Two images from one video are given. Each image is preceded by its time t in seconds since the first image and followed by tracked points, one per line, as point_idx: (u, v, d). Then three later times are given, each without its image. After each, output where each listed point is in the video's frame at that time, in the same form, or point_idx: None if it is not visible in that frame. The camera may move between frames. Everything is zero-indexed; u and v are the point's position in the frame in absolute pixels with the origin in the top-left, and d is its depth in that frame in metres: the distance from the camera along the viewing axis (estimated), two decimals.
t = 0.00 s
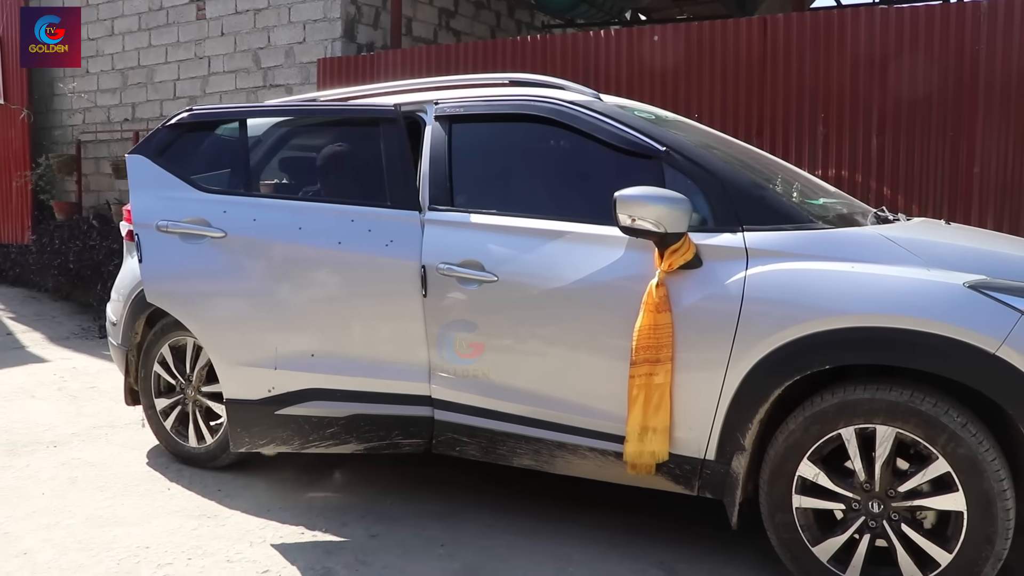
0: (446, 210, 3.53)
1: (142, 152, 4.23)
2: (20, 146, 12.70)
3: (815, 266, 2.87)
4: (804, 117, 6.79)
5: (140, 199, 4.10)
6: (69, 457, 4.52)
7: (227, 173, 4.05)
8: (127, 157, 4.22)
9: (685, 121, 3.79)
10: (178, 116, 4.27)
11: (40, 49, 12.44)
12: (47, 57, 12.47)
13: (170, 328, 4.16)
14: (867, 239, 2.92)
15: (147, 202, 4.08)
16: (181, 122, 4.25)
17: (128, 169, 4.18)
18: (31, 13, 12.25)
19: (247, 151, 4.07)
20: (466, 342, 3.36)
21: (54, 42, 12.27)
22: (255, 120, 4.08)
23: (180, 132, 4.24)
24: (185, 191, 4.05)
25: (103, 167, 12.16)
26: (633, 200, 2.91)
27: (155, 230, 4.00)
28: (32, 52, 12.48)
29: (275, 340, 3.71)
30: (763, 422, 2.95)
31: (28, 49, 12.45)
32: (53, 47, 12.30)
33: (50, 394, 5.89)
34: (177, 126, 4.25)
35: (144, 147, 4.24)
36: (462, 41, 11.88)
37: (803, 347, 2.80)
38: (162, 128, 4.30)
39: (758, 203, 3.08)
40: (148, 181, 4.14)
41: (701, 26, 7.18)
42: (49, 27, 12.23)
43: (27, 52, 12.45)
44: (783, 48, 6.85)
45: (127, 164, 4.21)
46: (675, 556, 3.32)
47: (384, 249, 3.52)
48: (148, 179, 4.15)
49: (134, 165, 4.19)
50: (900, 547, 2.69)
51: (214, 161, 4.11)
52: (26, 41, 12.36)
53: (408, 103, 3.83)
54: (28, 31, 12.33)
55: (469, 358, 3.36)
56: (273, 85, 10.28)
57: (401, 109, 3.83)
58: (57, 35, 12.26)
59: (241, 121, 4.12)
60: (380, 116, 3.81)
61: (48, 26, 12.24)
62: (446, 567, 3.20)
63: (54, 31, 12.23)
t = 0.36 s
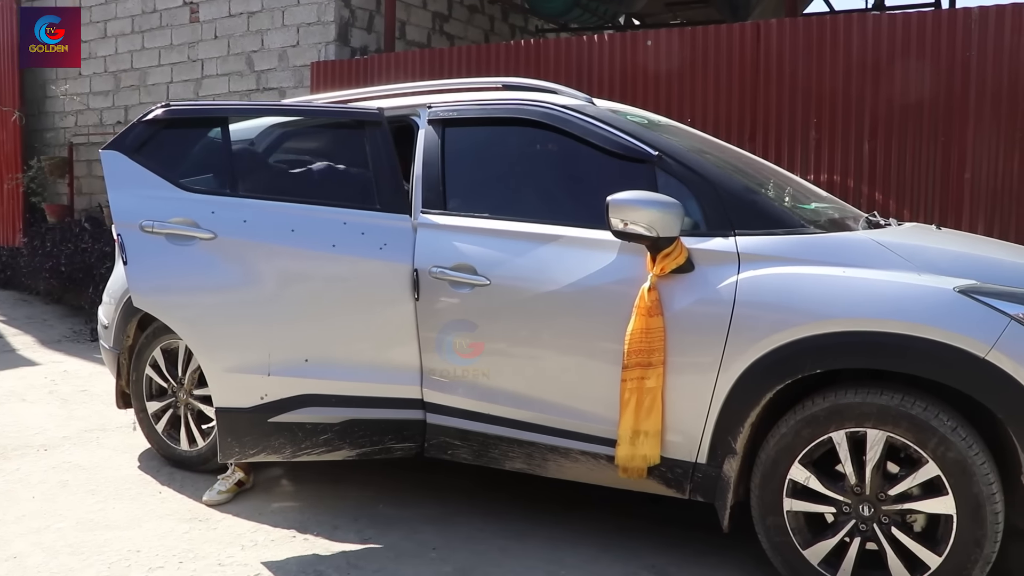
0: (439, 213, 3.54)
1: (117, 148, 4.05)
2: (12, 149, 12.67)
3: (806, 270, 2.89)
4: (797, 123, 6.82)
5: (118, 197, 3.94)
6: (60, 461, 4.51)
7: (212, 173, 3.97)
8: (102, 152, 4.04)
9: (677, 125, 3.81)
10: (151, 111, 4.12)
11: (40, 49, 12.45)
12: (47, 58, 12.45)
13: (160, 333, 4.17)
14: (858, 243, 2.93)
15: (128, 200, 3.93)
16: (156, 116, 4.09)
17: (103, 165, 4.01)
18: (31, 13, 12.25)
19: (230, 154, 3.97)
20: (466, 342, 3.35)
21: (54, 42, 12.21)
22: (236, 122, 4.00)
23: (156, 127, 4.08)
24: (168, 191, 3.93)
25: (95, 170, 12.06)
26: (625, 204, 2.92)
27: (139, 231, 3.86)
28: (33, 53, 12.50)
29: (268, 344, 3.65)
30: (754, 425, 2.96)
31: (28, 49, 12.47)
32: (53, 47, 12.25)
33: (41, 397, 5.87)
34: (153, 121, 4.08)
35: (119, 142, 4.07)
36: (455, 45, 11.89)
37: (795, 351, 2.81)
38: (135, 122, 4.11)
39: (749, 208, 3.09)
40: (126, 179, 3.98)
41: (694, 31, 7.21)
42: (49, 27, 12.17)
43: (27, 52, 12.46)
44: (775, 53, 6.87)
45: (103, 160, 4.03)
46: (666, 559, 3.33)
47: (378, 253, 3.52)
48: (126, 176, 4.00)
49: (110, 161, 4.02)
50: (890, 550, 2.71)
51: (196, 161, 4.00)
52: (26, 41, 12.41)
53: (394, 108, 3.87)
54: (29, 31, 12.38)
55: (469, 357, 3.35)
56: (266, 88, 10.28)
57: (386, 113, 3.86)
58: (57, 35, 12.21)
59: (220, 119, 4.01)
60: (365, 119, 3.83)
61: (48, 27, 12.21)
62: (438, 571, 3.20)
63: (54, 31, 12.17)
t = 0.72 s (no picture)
0: (421, 224, 3.55)
1: (97, 157, 4.02)
2: None
3: (786, 280, 2.91)
4: (777, 134, 6.87)
5: (99, 208, 3.91)
6: (39, 476, 4.46)
7: (193, 184, 3.95)
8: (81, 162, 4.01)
9: (657, 136, 3.84)
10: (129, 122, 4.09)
11: (40, 50, 12.14)
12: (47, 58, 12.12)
13: (140, 346, 4.14)
14: (836, 253, 2.96)
15: (107, 210, 3.90)
16: (136, 126, 4.06)
17: (83, 174, 3.98)
18: (32, 13, 12.05)
19: (212, 163, 3.96)
20: (466, 342, 3.31)
21: (54, 42, 11.96)
22: (220, 132, 4.01)
23: (136, 137, 4.05)
24: (149, 200, 3.91)
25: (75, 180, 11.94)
26: (606, 215, 2.93)
27: (119, 241, 3.82)
28: (33, 53, 12.22)
29: (249, 356, 3.63)
30: (735, 435, 2.97)
31: (28, 49, 12.21)
32: (53, 47, 11.97)
33: (19, 411, 5.80)
34: (133, 131, 4.05)
35: (98, 152, 4.04)
36: (438, 56, 11.92)
37: (774, 361, 2.83)
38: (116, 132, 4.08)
39: (729, 219, 3.11)
40: (105, 190, 3.95)
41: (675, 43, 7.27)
42: (49, 27, 11.96)
43: (27, 52, 12.20)
44: (756, 64, 6.93)
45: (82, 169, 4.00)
46: (649, 569, 3.33)
47: (360, 264, 3.52)
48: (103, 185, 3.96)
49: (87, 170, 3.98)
50: (871, 558, 2.72)
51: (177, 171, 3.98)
52: (26, 42, 12.17)
53: (373, 121, 3.88)
54: (29, 32, 12.16)
55: (469, 357, 3.31)
56: (248, 99, 10.26)
57: (367, 124, 3.88)
58: (57, 36, 11.96)
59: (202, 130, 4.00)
60: (345, 130, 3.84)
61: (48, 27, 11.97)
62: None
63: (54, 31, 11.95)
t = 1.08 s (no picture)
0: (411, 234, 3.56)
1: (86, 165, 3.99)
2: None
3: (774, 290, 2.94)
4: (765, 145, 6.93)
5: (88, 218, 3.89)
6: (27, 487, 4.43)
7: (182, 194, 3.95)
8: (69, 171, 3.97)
9: (646, 147, 3.86)
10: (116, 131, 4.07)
11: (40, 50, 12.04)
12: (46, 58, 12.00)
13: (129, 357, 4.13)
14: (823, 263, 2.99)
15: (96, 220, 3.88)
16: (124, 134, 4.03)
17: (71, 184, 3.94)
18: (31, 13, 11.93)
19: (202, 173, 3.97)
20: (466, 342, 3.30)
21: (54, 42, 11.83)
22: (208, 141, 4.01)
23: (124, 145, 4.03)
24: (138, 210, 3.90)
25: (60, 191, 11.86)
26: (595, 226, 2.96)
27: (109, 250, 3.81)
28: (32, 53, 12.11)
29: (239, 365, 3.63)
30: (724, 443, 2.99)
31: (28, 50, 12.09)
32: (53, 47, 11.83)
33: (6, 422, 5.76)
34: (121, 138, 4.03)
35: (88, 160, 4.01)
36: (426, 67, 11.96)
37: (763, 370, 2.85)
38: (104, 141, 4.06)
39: (717, 229, 3.14)
40: (94, 200, 3.93)
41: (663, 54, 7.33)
42: (49, 27, 11.82)
43: (27, 52, 12.10)
44: (743, 75, 6.98)
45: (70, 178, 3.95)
46: None
47: (350, 273, 3.52)
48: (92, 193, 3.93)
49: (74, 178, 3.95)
50: (859, 566, 2.74)
51: (167, 181, 3.97)
52: (26, 42, 12.06)
53: (364, 131, 3.90)
54: (29, 32, 12.05)
55: (469, 358, 3.29)
56: (236, 110, 10.26)
57: (356, 135, 3.90)
58: (57, 36, 11.82)
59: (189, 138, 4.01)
60: (335, 140, 3.85)
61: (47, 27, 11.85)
62: None
63: (55, 31, 11.82)
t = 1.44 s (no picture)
0: (434, 230, 3.62)
1: (127, 168, 4.15)
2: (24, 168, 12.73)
3: (790, 284, 2.95)
4: (793, 138, 6.98)
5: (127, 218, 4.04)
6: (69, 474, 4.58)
7: (214, 193, 4.06)
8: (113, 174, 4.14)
9: (667, 142, 3.90)
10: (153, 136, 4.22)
11: (40, 49, 12.61)
12: (48, 57, 12.68)
13: (166, 351, 4.24)
14: (840, 258, 2.99)
15: (133, 219, 4.03)
16: (165, 140, 4.21)
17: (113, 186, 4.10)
18: (31, 13, 12.40)
19: (233, 172, 4.07)
20: (466, 342, 3.39)
21: (54, 42, 12.44)
22: (241, 141, 4.11)
23: (164, 149, 4.19)
24: (172, 208, 4.02)
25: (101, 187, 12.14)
26: (612, 221, 2.99)
27: (145, 248, 3.94)
28: (32, 53, 12.63)
29: (267, 357, 3.73)
30: (740, 438, 3.01)
31: (28, 49, 12.60)
32: (53, 47, 12.47)
33: (52, 411, 5.96)
34: (162, 144, 4.20)
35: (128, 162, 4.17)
36: (459, 63, 12.05)
37: (778, 365, 2.87)
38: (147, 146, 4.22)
39: (735, 224, 3.16)
40: (132, 200, 4.07)
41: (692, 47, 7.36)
42: (49, 27, 12.36)
43: (27, 52, 12.61)
44: (772, 67, 7.02)
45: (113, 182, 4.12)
46: (658, 568, 3.37)
47: (374, 269, 3.60)
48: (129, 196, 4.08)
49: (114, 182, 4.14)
50: (875, 561, 2.75)
51: (201, 180, 4.10)
52: (26, 42, 12.53)
53: (388, 128, 3.96)
54: (29, 31, 12.46)
55: (469, 358, 3.39)
56: (272, 107, 10.43)
57: (385, 133, 3.95)
58: (57, 36, 12.40)
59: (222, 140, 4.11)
60: (365, 138, 3.92)
61: (48, 27, 12.37)
62: None
63: (54, 31, 12.37)
